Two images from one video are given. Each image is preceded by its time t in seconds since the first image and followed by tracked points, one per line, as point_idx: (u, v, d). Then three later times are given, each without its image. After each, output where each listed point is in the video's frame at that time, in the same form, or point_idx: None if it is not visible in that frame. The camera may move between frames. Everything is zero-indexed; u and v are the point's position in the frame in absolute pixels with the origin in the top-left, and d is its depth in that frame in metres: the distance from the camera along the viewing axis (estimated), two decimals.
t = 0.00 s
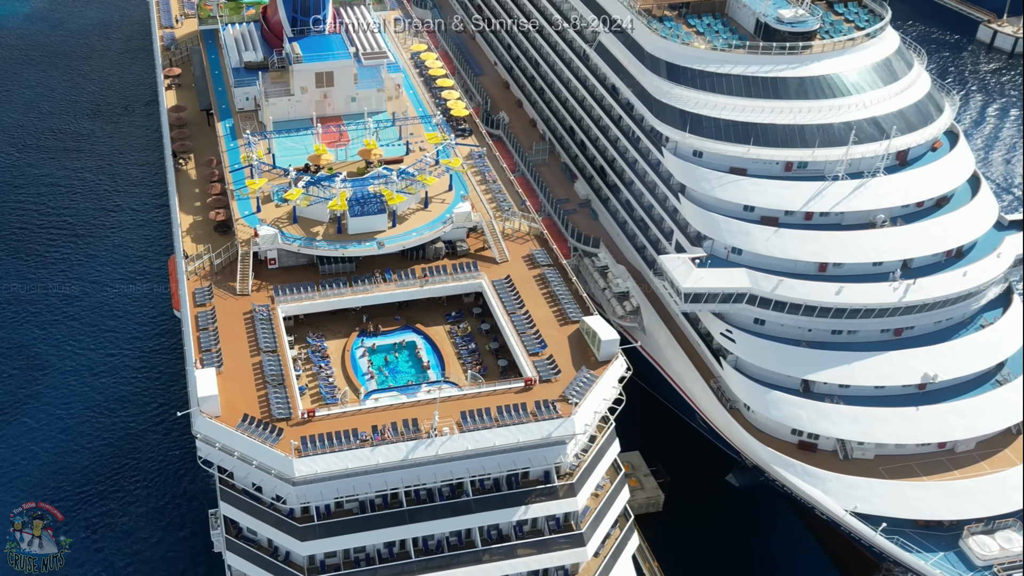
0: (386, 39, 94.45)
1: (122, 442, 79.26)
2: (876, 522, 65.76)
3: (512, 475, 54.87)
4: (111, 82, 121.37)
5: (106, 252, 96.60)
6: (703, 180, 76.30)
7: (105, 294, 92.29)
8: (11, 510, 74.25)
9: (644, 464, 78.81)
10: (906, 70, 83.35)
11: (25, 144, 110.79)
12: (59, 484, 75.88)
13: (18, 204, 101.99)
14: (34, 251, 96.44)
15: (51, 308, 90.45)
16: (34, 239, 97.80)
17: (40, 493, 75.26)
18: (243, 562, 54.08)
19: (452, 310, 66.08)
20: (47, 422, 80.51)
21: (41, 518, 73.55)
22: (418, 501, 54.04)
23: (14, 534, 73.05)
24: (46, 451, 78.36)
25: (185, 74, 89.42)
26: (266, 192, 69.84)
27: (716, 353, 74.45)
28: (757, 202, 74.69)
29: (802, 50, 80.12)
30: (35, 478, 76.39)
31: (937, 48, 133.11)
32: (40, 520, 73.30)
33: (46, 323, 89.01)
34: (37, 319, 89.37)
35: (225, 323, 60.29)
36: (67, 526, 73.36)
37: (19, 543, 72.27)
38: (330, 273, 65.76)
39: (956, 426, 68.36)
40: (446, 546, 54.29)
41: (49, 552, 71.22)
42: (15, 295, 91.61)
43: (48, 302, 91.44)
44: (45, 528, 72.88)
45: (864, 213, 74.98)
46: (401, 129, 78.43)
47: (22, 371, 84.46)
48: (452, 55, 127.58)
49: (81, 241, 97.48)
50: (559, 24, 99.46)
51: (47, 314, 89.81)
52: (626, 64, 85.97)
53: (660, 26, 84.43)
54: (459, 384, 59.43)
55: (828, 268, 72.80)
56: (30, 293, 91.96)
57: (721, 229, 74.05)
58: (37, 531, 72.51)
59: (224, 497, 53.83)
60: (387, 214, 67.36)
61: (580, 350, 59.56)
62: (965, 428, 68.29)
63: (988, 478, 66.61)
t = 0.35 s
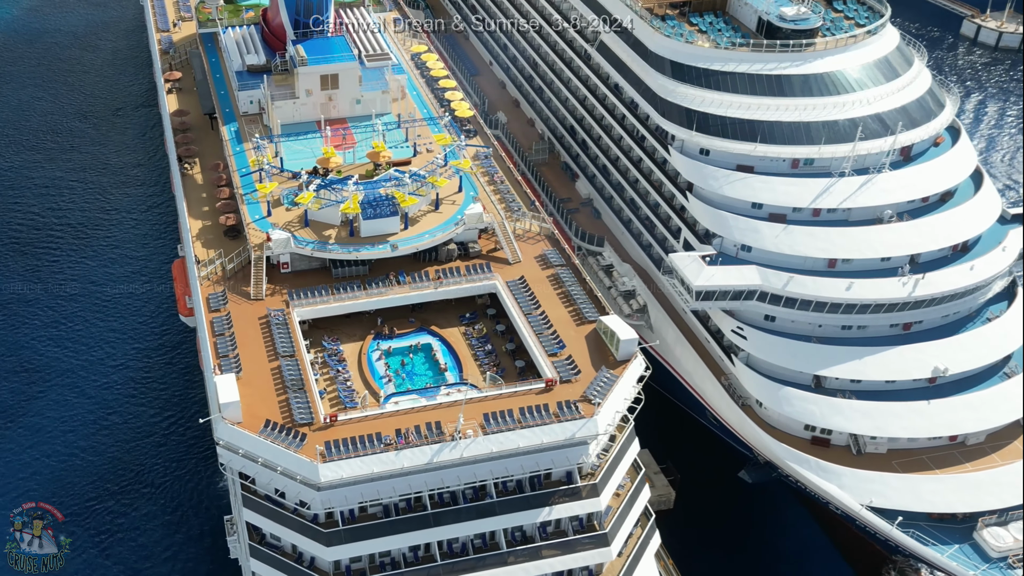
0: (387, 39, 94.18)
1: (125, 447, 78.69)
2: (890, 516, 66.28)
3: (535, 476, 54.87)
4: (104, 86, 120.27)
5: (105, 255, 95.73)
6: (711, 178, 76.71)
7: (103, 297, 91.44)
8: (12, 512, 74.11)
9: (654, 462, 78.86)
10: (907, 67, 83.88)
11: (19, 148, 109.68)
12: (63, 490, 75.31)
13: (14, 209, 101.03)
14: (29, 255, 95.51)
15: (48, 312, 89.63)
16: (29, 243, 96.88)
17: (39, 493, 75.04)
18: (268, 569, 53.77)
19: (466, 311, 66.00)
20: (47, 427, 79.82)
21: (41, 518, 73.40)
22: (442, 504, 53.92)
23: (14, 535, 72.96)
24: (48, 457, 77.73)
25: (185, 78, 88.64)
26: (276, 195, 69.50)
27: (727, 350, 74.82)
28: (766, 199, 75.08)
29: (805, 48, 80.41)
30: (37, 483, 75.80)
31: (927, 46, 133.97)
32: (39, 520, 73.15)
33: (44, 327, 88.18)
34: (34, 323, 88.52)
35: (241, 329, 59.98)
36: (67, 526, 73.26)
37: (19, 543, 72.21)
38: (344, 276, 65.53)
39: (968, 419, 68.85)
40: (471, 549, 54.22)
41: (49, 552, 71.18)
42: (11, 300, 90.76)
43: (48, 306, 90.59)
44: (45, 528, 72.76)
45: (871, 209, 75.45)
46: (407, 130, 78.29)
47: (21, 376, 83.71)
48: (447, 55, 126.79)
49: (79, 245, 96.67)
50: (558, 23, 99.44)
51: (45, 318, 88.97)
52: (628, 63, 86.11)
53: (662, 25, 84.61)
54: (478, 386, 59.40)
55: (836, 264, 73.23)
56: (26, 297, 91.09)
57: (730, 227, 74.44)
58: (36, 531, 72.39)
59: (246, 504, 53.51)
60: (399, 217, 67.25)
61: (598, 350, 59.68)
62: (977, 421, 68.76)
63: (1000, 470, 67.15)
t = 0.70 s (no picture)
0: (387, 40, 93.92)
1: (130, 452, 78.05)
2: (905, 510, 67.01)
3: (557, 478, 54.88)
4: (96, 89, 119.21)
5: (103, 259, 94.81)
6: (718, 175, 77.08)
7: (101, 301, 90.61)
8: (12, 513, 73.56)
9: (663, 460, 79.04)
10: (906, 63, 84.28)
11: (12, 152, 108.51)
12: (65, 495, 74.59)
13: (9, 213, 100.01)
14: (23, 258, 94.56)
15: (44, 316, 88.77)
16: (23, 246, 95.93)
17: (40, 493, 74.67)
18: None
19: (479, 313, 65.88)
20: (47, 431, 79.07)
21: (41, 517, 72.94)
22: (466, 507, 53.86)
23: (14, 535, 72.46)
24: (49, 461, 77.03)
25: (184, 83, 87.97)
26: (285, 199, 69.15)
27: (736, 347, 75.18)
28: (773, 196, 75.50)
29: (807, 46, 80.86)
30: (39, 488, 75.03)
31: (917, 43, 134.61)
32: (40, 520, 72.70)
33: (41, 330, 87.34)
34: (30, 327, 87.64)
35: (256, 334, 59.64)
36: (68, 526, 72.85)
37: (19, 543, 71.70)
38: (357, 279, 65.30)
39: (977, 411, 68.95)
40: (495, 551, 54.19)
41: (49, 552, 70.72)
42: (9, 304, 89.91)
43: (47, 310, 89.73)
44: (44, 528, 72.28)
45: (877, 205, 75.91)
46: (412, 133, 78.11)
47: (19, 380, 82.94)
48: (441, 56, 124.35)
49: (76, 250, 95.74)
50: (557, 23, 99.37)
51: (41, 322, 88.09)
52: (630, 62, 86.28)
53: (664, 24, 84.90)
54: (496, 388, 59.37)
55: (845, 260, 73.66)
56: (22, 302, 90.22)
57: (739, 224, 74.81)
58: (37, 531, 71.92)
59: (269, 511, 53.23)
60: (410, 219, 67.08)
61: (616, 350, 59.80)
62: (986, 413, 68.70)
63: (1010, 462, 67.52)
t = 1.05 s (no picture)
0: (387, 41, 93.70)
1: (135, 455, 77.39)
2: (918, 503, 67.45)
3: (579, 479, 54.89)
4: (88, 94, 118.05)
5: (100, 263, 93.91)
6: (725, 174, 77.49)
7: (99, 304, 89.80)
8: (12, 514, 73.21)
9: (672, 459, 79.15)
10: (905, 60, 84.65)
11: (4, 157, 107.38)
12: (68, 498, 74.00)
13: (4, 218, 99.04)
14: (18, 262, 93.73)
15: (41, 319, 88.06)
16: (18, 250, 95.02)
17: (39, 493, 74.27)
18: None
19: (493, 315, 65.78)
20: (48, 434, 78.45)
21: (40, 518, 72.65)
22: (489, 510, 53.75)
23: (14, 535, 72.13)
24: (52, 465, 76.31)
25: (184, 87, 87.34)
26: (295, 203, 68.85)
27: (746, 345, 75.60)
28: (780, 194, 75.97)
29: (808, 45, 81.14)
30: (41, 492, 74.39)
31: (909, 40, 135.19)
32: (39, 520, 72.38)
33: (39, 334, 86.59)
34: (28, 329, 86.97)
35: (272, 340, 59.35)
36: (67, 525, 72.44)
37: (19, 543, 71.36)
38: (370, 283, 65.12)
39: (986, 405, 69.13)
40: (520, 554, 54.10)
41: (49, 552, 70.31)
42: (5, 307, 89.07)
43: (45, 314, 88.88)
44: (45, 528, 71.90)
45: (882, 201, 76.35)
46: (417, 134, 77.88)
47: (17, 383, 82.30)
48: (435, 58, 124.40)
49: (72, 253, 94.83)
50: (556, 23, 99.24)
51: (38, 325, 87.42)
52: (631, 63, 86.48)
53: (666, 23, 85.15)
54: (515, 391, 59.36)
55: (852, 256, 74.12)
56: (20, 305, 89.35)
57: (747, 222, 75.22)
58: (36, 531, 71.53)
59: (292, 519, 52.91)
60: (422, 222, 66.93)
61: (633, 350, 59.94)
62: (995, 407, 68.92)
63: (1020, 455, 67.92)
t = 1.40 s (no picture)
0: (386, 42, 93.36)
1: (140, 458, 76.66)
2: (930, 497, 68.04)
3: (601, 480, 54.90)
4: (79, 98, 116.80)
5: (98, 266, 92.92)
6: (731, 172, 77.86)
7: (98, 306, 88.87)
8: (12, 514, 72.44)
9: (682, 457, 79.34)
10: (904, 56, 84.98)
11: None
12: (72, 501, 73.18)
13: None
14: (12, 265, 92.67)
15: (37, 321, 87.04)
16: (13, 253, 93.96)
17: (40, 493, 73.60)
18: None
19: (506, 316, 65.65)
20: (49, 436, 77.54)
21: (41, 518, 71.91)
22: (513, 513, 53.64)
23: (14, 535, 71.34)
24: (55, 468, 75.47)
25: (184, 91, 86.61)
26: (304, 207, 68.51)
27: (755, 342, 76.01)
28: (787, 191, 76.39)
29: (809, 42, 81.38)
30: (45, 495, 73.54)
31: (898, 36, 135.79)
32: (40, 520, 71.64)
33: (37, 337, 85.59)
34: (23, 331, 85.97)
35: (288, 346, 59.04)
36: (68, 525, 71.76)
37: (20, 543, 70.59)
38: (382, 286, 64.88)
39: (994, 398, 69.96)
40: (543, 556, 54.06)
41: (49, 552, 69.53)
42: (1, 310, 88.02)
43: (42, 316, 87.86)
44: (45, 528, 71.19)
45: (887, 197, 76.71)
46: (422, 136, 77.71)
47: (16, 386, 81.31)
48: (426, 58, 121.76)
49: (67, 257, 93.79)
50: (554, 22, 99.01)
51: (36, 327, 86.43)
52: (632, 62, 86.62)
53: (667, 22, 85.31)
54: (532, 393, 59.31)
55: (859, 252, 74.51)
56: (16, 308, 88.30)
57: (754, 220, 75.57)
58: (37, 531, 70.77)
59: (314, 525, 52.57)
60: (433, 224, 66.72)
61: (649, 350, 60.01)
62: (1003, 400, 69.74)
63: None
